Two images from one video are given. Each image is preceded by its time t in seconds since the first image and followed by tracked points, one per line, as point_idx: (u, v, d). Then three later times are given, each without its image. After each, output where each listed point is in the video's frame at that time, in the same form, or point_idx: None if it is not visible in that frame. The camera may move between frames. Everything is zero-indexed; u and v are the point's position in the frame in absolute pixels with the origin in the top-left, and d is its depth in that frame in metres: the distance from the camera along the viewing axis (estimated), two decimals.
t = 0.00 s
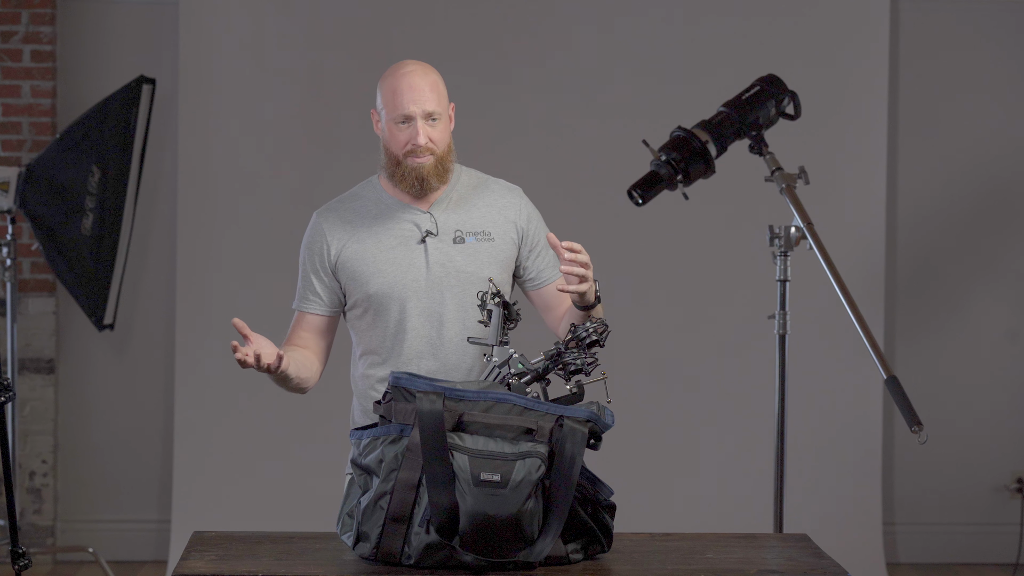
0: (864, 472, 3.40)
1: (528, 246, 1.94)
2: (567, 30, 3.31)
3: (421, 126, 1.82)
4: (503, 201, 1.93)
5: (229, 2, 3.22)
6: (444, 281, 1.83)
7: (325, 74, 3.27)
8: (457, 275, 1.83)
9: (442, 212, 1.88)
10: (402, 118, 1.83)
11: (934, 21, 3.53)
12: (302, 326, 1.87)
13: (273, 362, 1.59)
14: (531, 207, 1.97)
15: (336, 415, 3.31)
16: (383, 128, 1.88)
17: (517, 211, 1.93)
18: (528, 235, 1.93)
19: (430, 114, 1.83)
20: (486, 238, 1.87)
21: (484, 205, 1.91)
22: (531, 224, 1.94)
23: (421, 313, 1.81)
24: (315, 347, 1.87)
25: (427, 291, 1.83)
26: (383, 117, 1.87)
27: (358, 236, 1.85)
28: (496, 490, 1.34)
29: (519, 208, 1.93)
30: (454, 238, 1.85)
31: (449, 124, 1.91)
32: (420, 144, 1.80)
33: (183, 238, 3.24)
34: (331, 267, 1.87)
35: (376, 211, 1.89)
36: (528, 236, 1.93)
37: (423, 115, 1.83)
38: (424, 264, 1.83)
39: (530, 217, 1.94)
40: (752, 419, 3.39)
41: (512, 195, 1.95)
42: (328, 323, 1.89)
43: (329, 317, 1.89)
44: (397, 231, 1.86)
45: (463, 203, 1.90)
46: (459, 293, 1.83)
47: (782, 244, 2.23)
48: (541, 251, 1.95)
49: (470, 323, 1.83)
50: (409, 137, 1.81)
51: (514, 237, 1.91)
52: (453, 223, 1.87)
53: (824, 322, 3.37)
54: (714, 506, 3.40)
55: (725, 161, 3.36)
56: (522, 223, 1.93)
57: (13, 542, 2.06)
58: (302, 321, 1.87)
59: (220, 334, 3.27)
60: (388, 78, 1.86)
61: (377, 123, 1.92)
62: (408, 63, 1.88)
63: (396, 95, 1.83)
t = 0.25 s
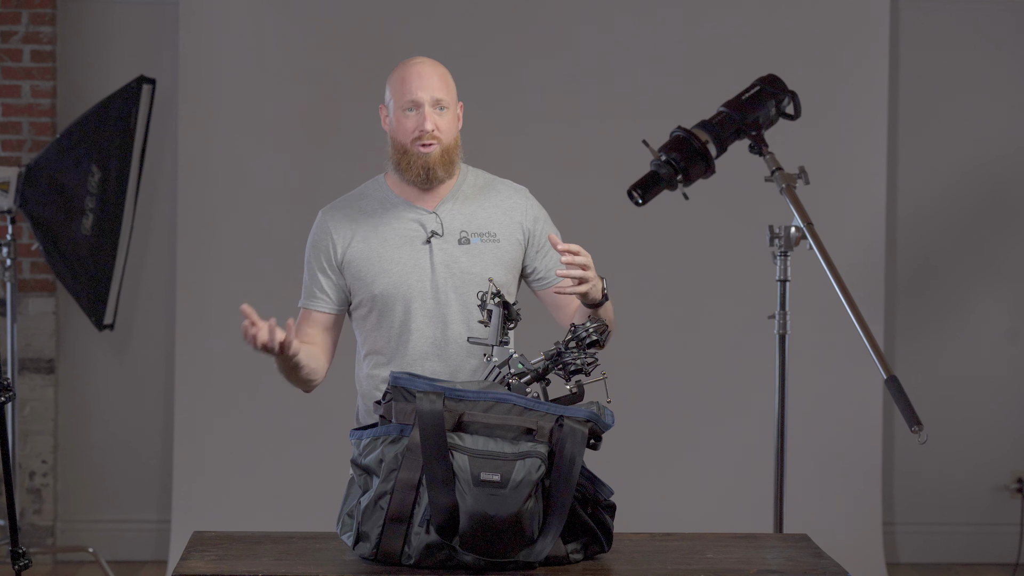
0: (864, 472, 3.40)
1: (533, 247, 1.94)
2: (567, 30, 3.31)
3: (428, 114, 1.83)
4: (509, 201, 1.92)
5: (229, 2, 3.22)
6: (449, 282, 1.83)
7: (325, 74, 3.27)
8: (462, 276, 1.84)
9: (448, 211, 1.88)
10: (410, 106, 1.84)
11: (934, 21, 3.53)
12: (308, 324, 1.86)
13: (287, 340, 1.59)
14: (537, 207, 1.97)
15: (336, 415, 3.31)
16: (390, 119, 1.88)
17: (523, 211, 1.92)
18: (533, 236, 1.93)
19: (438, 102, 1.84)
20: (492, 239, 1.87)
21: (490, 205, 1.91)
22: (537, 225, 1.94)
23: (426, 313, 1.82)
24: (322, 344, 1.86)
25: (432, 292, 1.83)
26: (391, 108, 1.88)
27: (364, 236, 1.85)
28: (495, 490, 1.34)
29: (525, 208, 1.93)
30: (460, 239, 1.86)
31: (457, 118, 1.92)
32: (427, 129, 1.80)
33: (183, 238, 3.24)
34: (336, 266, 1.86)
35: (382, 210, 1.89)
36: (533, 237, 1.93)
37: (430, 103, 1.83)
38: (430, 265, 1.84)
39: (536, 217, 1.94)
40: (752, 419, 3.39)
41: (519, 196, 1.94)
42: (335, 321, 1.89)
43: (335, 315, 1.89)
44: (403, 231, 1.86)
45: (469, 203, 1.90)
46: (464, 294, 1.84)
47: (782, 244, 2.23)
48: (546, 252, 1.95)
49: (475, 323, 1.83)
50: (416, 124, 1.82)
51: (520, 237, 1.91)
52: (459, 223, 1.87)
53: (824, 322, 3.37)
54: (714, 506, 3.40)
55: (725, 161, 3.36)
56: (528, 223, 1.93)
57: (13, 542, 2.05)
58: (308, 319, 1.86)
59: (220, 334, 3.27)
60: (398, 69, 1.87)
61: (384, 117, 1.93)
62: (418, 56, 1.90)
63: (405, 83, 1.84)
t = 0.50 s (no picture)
0: (864, 472, 3.40)
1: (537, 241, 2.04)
2: (567, 30, 3.31)
3: (442, 93, 1.92)
4: (518, 196, 2.01)
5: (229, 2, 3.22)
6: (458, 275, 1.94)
7: (325, 74, 3.27)
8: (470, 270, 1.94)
9: (460, 205, 1.96)
10: (424, 87, 1.93)
11: (934, 21, 3.53)
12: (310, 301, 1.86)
13: (386, 302, 1.61)
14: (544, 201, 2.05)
15: (336, 415, 3.31)
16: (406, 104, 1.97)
17: (530, 207, 2.02)
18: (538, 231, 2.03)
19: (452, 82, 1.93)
20: (500, 234, 1.97)
21: (500, 201, 2.00)
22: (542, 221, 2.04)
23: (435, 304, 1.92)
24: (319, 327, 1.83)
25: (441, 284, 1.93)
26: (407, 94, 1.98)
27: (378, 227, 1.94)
28: (496, 490, 1.34)
29: (533, 205, 2.02)
30: (470, 233, 1.95)
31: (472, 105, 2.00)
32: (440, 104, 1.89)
33: (183, 238, 3.24)
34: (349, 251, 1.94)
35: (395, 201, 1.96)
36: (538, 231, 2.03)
37: (445, 83, 1.93)
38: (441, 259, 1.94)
39: (542, 213, 2.04)
40: (752, 419, 3.39)
41: (527, 190, 2.03)
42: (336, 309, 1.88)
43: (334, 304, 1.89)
44: (416, 224, 1.95)
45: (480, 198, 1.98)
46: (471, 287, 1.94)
47: (781, 244, 2.23)
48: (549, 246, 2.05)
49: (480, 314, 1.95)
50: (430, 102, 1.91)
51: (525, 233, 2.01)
52: (469, 218, 1.96)
53: (825, 322, 3.37)
54: (714, 506, 3.40)
55: (725, 162, 3.36)
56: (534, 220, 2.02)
57: (13, 542, 2.05)
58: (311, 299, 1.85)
59: (220, 334, 3.27)
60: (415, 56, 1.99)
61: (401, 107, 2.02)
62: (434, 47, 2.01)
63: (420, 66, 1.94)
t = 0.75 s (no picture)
0: (864, 472, 3.40)
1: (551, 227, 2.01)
2: (567, 30, 3.31)
3: (460, 84, 1.90)
4: (535, 181, 1.98)
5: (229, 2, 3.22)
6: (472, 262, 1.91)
7: (325, 74, 3.27)
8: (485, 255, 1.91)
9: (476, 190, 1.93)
10: (442, 77, 1.91)
11: (934, 21, 3.53)
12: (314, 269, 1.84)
13: (406, 262, 1.63)
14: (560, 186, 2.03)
15: (336, 415, 3.31)
16: (423, 95, 1.94)
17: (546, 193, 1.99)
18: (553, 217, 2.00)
19: (470, 74, 1.90)
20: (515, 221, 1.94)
21: (517, 186, 1.96)
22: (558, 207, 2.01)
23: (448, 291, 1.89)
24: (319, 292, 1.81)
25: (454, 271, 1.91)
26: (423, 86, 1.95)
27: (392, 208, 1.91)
28: (496, 490, 1.34)
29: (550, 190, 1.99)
30: (485, 220, 1.92)
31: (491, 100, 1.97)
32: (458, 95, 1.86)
33: (183, 238, 3.24)
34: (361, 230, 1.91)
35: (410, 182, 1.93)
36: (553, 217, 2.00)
37: (463, 74, 1.90)
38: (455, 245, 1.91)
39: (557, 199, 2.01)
40: (752, 419, 3.39)
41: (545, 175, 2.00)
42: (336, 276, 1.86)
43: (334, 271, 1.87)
44: (431, 208, 1.92)
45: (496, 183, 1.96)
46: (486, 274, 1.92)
47: (782, 243, 2.23)
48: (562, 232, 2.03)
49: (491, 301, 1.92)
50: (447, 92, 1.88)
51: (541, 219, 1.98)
52: (485, 204, 1.93)
53: (824, 323, 3.37)
54: (714, 506, 3.40)
55: (725, 162, 3.36)
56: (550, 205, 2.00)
57: (14, 542, 2.05)
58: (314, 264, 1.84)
59: (220, 334, 3.27)
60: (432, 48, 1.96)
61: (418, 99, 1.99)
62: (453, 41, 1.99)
63: (439, 56, 1.92)
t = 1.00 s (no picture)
0: (864, 472, 3.40)
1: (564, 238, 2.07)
2: (567, 30, 3.31)
3: (472, 103, 1.95)
4: (548, 193, 2.06)
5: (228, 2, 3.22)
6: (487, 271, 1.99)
7: (325, 74, 3.27)
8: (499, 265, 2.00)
9: (490, 201, 2.02)
10: (455, 94, 1.96)
11: (934, 21, 3.53)
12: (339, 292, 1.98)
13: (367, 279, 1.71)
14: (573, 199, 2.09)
15: (336, 415, 3.31)
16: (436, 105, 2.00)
17: (559, 204, 2.06)
18: (566, 228, 2.07)
19: (483, 91, 1.95)
20: (529, 231, 2.02)
21: (530, 198, 2.04)
22: (571, 217, 2.07)
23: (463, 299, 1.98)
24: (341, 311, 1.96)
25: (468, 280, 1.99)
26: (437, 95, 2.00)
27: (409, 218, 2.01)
28: (496, 490, 1.34)
29: (563, 202, 2.06)
30: (500, 230, 2.00)
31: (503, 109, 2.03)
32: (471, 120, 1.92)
33: (183, 238, 3.24)
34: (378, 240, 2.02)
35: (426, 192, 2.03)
36: (566, 228, 2.07)
37: (475, 92, 1.95)
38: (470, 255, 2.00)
39: (571, 210, 2.08)
40: (752, 419, 3.39)
41: (557, 186, 2.08)
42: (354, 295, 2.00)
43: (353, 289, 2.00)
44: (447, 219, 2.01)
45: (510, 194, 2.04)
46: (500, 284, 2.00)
47: (782, 243, 2.23)
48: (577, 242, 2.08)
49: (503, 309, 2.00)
50: (461, 113, 1.94)
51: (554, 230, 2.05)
52: (500, 214, 2.02)
53: (824, 323, 3.37)
54: (714, 506, 3.40)
55: (725, 162, 3.36)
56: (563, 216, 2.06)
57: (14, 542, 2.05)
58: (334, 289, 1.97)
59: (220, 334, 3.27)
60: (446, 57, 1.99)
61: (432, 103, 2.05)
62: (465, 46, 2.01)
63: (451, 71, 1.95)
